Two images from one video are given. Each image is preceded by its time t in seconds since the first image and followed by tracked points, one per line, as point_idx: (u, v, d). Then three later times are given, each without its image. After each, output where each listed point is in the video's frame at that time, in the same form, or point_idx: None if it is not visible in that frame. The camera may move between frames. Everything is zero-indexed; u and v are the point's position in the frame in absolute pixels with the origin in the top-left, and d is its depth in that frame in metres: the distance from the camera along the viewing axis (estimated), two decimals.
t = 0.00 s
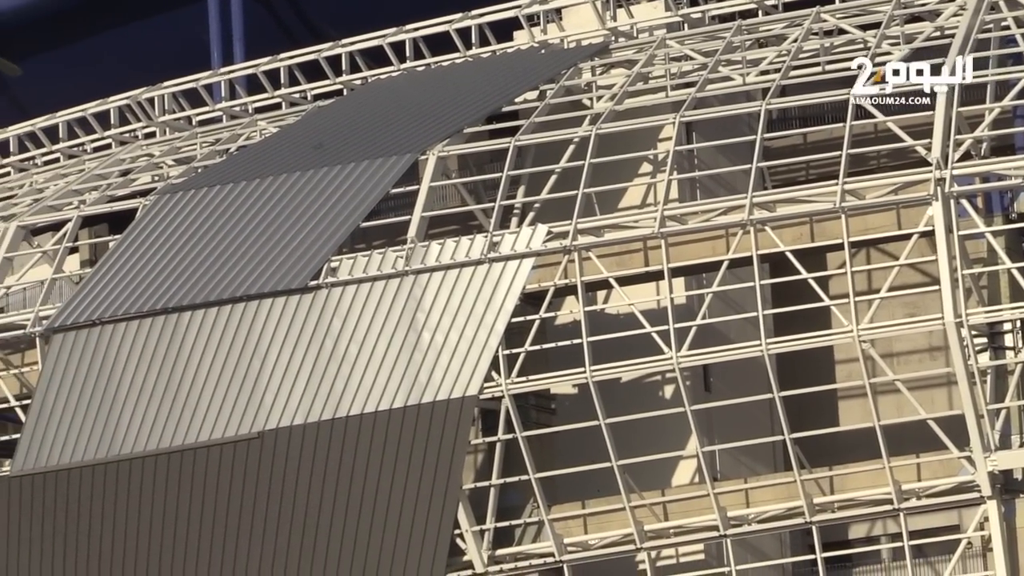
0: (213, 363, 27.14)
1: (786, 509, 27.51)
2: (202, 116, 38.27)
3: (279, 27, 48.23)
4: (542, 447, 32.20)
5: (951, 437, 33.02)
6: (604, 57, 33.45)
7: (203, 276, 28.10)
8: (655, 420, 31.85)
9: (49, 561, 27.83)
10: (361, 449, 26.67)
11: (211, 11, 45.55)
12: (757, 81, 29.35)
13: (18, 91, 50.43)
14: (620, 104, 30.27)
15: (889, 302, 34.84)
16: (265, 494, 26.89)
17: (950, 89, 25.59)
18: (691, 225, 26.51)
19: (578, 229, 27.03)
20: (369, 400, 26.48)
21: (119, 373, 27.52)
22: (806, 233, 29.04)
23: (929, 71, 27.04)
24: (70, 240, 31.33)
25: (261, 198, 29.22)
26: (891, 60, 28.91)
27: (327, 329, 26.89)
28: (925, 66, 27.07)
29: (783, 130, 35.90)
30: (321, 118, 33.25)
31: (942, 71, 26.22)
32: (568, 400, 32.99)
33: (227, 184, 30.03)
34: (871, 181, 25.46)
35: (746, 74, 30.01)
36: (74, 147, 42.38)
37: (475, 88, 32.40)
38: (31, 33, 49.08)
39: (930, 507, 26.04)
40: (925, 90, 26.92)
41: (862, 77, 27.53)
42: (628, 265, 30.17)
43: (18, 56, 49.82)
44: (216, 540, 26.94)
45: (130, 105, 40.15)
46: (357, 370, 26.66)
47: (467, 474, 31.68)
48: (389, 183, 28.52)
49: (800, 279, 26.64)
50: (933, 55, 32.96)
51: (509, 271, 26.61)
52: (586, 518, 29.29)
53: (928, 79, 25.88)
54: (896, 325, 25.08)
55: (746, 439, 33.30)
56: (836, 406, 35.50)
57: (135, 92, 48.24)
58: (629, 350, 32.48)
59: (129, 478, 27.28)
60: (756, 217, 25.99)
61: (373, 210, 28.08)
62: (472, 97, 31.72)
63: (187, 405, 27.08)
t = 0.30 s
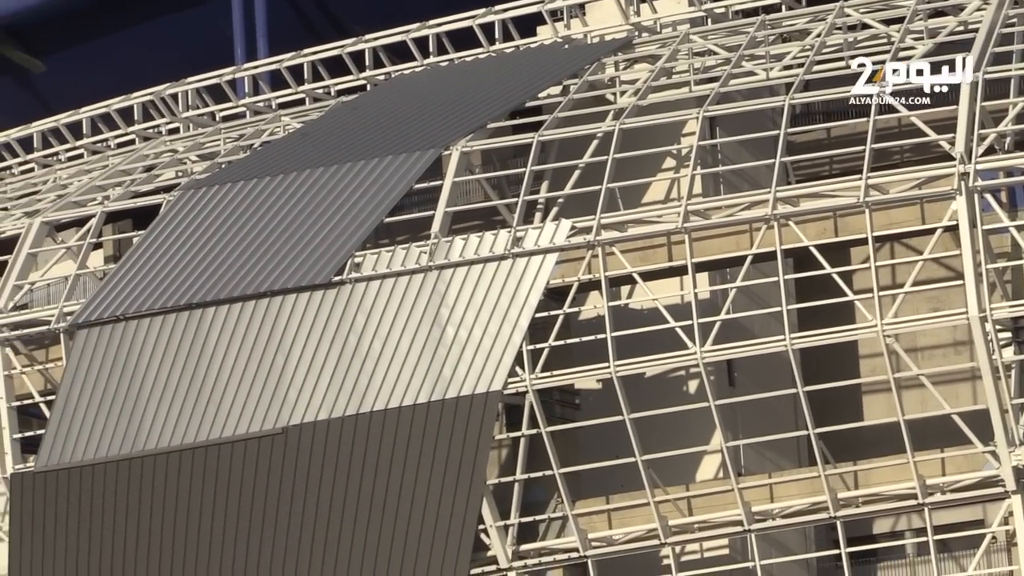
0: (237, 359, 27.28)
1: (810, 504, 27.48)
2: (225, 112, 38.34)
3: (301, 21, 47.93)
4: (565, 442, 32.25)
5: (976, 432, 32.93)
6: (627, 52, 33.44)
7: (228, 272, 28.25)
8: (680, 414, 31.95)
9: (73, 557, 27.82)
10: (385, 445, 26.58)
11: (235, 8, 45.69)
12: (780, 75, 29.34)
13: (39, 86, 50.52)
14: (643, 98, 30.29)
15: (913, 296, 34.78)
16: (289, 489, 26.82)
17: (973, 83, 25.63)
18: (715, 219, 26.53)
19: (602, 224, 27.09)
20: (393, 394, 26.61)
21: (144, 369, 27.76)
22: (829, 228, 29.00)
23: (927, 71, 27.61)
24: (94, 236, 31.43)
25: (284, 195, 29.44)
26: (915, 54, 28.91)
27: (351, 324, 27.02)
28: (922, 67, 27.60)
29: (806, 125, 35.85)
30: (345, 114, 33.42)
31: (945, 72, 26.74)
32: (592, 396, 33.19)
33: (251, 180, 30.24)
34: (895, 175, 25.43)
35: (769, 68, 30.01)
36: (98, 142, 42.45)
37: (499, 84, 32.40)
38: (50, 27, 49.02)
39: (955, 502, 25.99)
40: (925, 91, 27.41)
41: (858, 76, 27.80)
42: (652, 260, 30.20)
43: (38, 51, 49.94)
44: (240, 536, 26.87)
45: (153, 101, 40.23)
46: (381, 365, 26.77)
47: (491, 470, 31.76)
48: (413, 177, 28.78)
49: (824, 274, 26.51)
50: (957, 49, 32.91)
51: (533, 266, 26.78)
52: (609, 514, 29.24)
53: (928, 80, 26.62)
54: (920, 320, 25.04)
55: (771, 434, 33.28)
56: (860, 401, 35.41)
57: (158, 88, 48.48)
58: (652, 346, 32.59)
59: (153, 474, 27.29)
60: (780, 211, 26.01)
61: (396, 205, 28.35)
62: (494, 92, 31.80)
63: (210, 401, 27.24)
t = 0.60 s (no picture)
0: (266, 354, 27.43)
1: (839, 500, 27.46)
2: (254, 108, 38.56)
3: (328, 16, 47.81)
4: (594, 438, 32.30)
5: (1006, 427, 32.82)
6: (656, 47, 33.46)
7: (257, 268, 28.41)
8: (709, 410, 31.99)
9: (103, 553, 28.02)
10: (414, 442, 26.70)
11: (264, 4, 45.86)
12: (809, 70, 29.32)
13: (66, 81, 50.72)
14: (672, 94, 30.32)
15: (943, 291, 34.68)
16: (318, 487, 26.97)
17: (1001, 79, 25.66)
18: (744, 215, 26.57)
19: (631, 220, 27.17)
20: (421, 390, 26.73)
21: (173, 365, 27.93)
22: (858, 223, 28.81)
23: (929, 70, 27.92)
24: (125, 232, 31.65)
25: (313, 192, 29.60)
26: (944, 50, 28.87)
27: (380, 320, 27.15)
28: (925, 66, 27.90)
29: (835, 120, 35.82)
30: (373, 110, 33.54)
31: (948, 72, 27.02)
32: (621, 391, 33.29)
33: (279, 177, 30.37)
34: (924, 170, 25.42)
35: (798, 64, 30.00)
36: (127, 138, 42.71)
37: (528, 80, 32.46)
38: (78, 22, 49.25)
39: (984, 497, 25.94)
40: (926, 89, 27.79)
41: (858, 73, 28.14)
42: (681, 256, 30.19)
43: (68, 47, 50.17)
44: (269, 532, 27.06)
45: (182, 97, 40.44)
46: (411, 361, 26.90)
47: (520, 465, 31.87)
48: (442, 173, 28.90)
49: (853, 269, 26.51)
50: (987, 43, 32.81)
51: (562, 262, 26.93)
52: (639, 509, 29.53)
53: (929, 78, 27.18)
54: (949, 315, 24.99)
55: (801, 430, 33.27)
56: (889, 396, 35.38)
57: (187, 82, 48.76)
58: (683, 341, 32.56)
59: (183, 471, 27.48)
60: (809, 207, 26.06)
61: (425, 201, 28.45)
62: (523, 88, 31.89)
63: (239, 398, 27.41)
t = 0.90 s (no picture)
0: (292, 350, 27.57)
1: (865, 494, 27.40)
2: (280, 103, 38.71)
3: (354, 11, 47.95)
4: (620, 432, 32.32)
5: None
6: (681, 42, 33.40)
7: (284, 264, 28.55)
8: (737, 405, 32.09)
9: (129, 548, 28.22)
10: (439, 439, 26.80)
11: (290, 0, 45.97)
12: (835, 64, 29.30)
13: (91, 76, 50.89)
14: (697, 88, 30.30)
15: (969, 285, 34.59)
16: (344, 483, 27.10)
17: None
18: (769, 209, 26.63)
19: (657, 215, 27.26)
20: (447, 385, 26.80)
21: (200, 359, 28.09)
22: (885, 217, 28.70)
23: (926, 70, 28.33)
24: (149, 227, 31.77)
25: (339, 187, 29.74)
26: (969, 44, 28.80)
27: (406, 316, 27.26)
28: (922, 66, 28.29)
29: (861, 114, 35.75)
30: (398, 105, 33.64)
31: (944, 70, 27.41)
32: (647, 386, 33.37)
33: (305, 173, 30.51)
34: (950, 164, 25.39)
35: (823, 58, 29.97)
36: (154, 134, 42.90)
37: (553, 75, 32.51)
38: (104, 17, 49.51)
39: (1011, 492, 25.87)
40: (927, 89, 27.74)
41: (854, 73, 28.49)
42: (707, 250, 30.18)
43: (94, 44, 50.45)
44: (295, 528, 27.22)
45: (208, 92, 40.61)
46: (436, 356, 27.00)
47: (546, 460, 31.98)
48: (467, 168, 28.97)
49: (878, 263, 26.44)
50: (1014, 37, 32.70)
51: (587, 256, 27.03)
52: (665, 504, 29.61)
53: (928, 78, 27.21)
54: (976, 309, 24.93)
55: (827, 425, 33.24)
56: (916, 390, 35.29)
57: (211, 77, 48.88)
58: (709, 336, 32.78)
59: (209, 466, 27.63)
60: (835, 201, 26.17)
61: (451, 196, 28.53)
62: (547, 83, 31.94)
63: (264, 393, 27.53)
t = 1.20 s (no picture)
0: (320, 344, 27.74)
1: (894, 488, 27.37)
2: (308, 98, 38.89)
3: (382, 7, 48.12)
4: (648, 427, 32.40)
5: None
6: (709, 36, 33.44)
7: (312, 259, 28.73)
8: (765, 399, 32.17)
9: (157, 542, 28.44)
10: (467, 433, 26.91)
11: None
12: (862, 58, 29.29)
13: (120, 73, 51.24)
14: (724, 82, 30.31)
15: (998, 278, 34.51)
16: (373, 478, 27.24)
17: None
18: (797, 203, 26.69)
19: (684, 208, 27.36)
20: (475, 380, 26.96)
21: (228, 354, 28.29)
22: (912, 210, 28.85)
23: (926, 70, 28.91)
24: (178, 223, 31.95)
25: (366, 182, 29.89)
26: (997, 37, 28.74)
27: (434, 310, 27.39)
28: (923, 66, 28.88)
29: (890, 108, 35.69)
30: (425, 100, 33.76)
31: (945, 70, 27.88)
32: (675, 379, 33.48)
33: (333, 168, 30.68)
34: (978, 157, 25.39)
35: (851, 51, 29.95)
36: (183, 129, 43.17)
37: (581, 69, 32.54)
38: (132, 13, 49.82)
39: None
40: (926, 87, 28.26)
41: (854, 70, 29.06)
42: (734, 244, 30.23)
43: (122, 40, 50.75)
44: (324, 524, 27.40)
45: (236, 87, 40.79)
46: (464, 351, 27.14)
47: (575, 454, 32.17)
48: (494, 162, 29.07)
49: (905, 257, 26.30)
50: None
51: (615, 250, 27.15)
52: (693, 498, 29.77)
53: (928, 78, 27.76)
54: (1004, 303, 24.89)
55: (854, 419, 33.25)
56: (945, 383, 35.26)
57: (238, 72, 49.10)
58: (735, 330, 33.01)
59: (238, 460, 27.83)
60: (862, 195, 26.08)
61: (478, 190, 28.64)
62: (575, 77, 32.01)
63: (292, 387, 27.72)
